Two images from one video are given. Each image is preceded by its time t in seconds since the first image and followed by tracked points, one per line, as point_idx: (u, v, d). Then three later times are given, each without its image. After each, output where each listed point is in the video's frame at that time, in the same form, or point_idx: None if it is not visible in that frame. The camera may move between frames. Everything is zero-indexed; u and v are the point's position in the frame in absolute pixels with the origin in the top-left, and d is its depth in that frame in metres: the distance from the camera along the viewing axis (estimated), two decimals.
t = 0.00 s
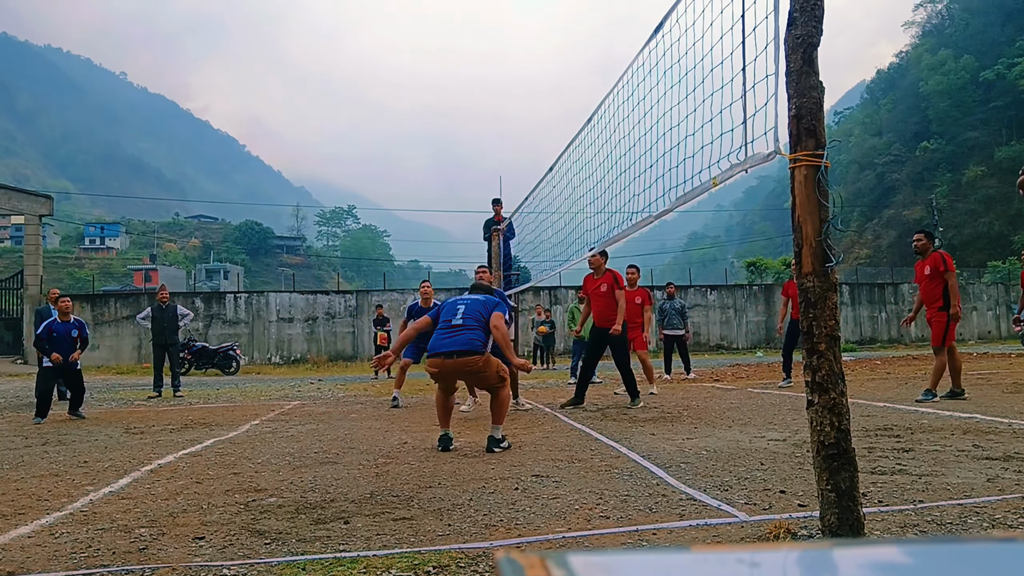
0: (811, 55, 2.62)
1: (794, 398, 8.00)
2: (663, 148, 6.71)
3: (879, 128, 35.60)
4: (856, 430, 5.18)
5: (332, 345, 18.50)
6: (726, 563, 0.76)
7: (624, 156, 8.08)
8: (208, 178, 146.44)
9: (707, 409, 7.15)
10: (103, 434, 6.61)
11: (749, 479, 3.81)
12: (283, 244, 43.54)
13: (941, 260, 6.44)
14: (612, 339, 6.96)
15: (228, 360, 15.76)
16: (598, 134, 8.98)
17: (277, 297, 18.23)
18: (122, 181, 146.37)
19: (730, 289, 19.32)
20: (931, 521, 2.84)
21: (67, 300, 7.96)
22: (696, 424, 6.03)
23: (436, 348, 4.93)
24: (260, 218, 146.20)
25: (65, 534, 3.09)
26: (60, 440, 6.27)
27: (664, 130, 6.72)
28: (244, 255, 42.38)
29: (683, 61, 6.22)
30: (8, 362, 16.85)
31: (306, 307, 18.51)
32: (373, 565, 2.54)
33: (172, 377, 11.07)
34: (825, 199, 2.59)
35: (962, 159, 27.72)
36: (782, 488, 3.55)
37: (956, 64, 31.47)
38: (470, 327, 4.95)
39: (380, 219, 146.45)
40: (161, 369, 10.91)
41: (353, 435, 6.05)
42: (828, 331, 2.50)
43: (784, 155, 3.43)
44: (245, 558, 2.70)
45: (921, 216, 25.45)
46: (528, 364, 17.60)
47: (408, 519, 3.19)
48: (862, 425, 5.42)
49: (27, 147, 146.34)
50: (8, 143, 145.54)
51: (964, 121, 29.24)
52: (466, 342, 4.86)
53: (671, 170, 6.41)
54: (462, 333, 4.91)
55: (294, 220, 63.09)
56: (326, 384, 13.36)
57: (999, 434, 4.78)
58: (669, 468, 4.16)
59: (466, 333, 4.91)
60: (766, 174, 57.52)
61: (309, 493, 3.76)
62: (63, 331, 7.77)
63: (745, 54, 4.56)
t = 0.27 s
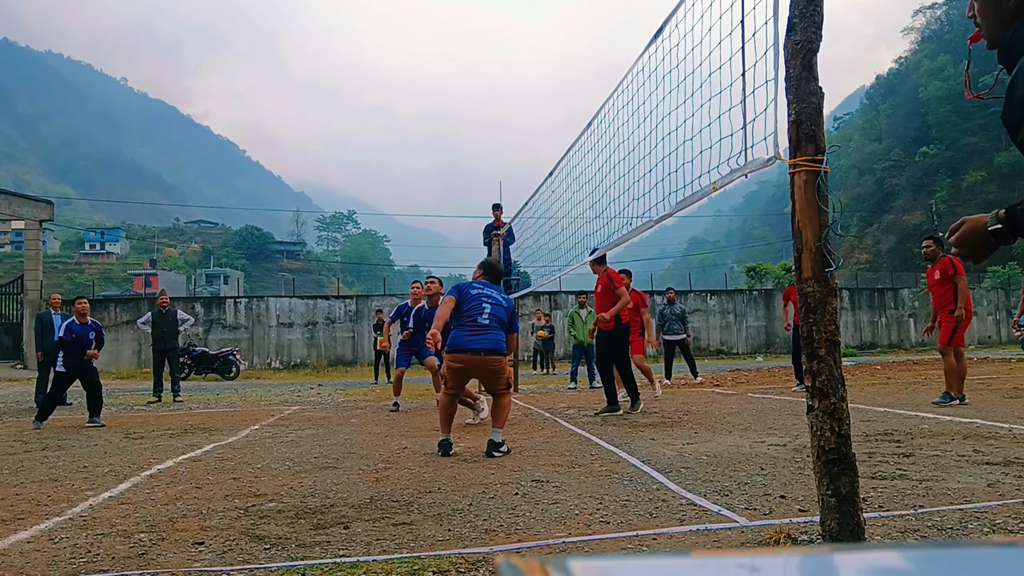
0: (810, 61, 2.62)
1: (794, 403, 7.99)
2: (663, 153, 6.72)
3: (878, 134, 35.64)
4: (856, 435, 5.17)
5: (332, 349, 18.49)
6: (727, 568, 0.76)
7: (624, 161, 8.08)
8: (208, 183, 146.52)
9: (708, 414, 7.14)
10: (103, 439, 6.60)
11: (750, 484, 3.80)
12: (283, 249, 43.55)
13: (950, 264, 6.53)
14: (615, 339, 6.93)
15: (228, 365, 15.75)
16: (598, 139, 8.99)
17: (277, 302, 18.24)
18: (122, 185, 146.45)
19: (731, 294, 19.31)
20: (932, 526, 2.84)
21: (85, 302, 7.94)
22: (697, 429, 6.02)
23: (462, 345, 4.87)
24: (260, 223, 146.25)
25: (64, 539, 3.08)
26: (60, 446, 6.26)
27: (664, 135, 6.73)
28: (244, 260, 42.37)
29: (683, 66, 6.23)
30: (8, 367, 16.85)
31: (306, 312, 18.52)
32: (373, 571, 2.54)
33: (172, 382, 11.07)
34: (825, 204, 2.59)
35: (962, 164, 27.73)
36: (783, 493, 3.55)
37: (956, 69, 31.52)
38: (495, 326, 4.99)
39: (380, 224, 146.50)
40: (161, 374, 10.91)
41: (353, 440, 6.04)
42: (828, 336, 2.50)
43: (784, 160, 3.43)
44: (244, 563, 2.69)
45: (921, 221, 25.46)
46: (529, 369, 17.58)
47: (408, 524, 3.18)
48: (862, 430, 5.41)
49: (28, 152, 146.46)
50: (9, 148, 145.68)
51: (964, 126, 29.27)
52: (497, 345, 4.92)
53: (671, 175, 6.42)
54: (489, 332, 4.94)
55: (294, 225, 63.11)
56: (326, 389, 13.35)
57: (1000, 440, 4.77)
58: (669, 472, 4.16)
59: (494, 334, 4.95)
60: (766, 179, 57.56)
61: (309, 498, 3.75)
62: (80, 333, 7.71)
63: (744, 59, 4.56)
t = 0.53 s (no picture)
0: (810, 58, 2.62)
1: (794, 399, 7.99)
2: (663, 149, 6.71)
3: (879, 131, 35.61)
4: (856, 433, 5.16)
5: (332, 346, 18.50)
6: (726, 565, 0.76)
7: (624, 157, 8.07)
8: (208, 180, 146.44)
9: (707, 411, 7.14)
10: (103, 436, 6.61)
11: (750, 480, 3.80)
12: (283, 245, 43.58)
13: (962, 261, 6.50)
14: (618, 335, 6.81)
15: (228, 362, 15.75)
16: (598, 135, 8.98)
17: (277, 299, 18.23)
18: (122, 183, 146.39)
19: (731, 291, 19.31)
20: (932, 523, 2.84)
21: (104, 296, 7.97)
22: (697, 426, 6.02)
23: (495, 304, 4.71)
24: (260, 220, 146.21)
25: (64, 536, 3.09)
26: (61, 442, 6.27)
27: (664, 132, 6.72)
28: (244, 258, 42.37)
29: (683, 62, 6.22)
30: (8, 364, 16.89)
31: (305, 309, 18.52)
32: (373, 567, 2.54)
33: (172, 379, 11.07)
34: (826, 201, 2.58)
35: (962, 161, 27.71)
36: (783, 490, 3.55)
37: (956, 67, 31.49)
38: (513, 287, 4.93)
39: (380, 222, 146.47)
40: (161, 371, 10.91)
41: (352, 436, 6.04)
42: (828, 332, 2.50)
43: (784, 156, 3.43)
44: (245, 560, 2.70)
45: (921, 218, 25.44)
46: (528, 366, 17.59)
47: (408, 521, 3.19)
48: (862, 427, 5.41)
49: (27, 149, 146.36)
50: (8, 145, 145.57)
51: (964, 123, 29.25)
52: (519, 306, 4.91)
53: (671, 172, 6.41)
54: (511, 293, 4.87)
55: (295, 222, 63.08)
56: (326, 386, 13.36)
57: (999, 436, 4.78)
58: (669, 469, 4.16)
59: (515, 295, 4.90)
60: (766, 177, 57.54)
61: (309, 494, 3.75)
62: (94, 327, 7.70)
63: (745, 56, 4.56)
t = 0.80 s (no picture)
0: (811, 59, 2.62)
1: (794, 401, 7.99)
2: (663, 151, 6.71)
3: (879, 132, 35.62)
4: (856, 435, 5.16)
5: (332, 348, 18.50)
6: (726, 567, 0.75)
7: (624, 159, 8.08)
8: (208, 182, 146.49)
9: (707, 413, 7.14)
10: (103, 438, 6.60)
11: (750, 482, 3.80)
12: (283, 247, 43.60)
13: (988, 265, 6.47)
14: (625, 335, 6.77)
15: (228, 363, 15.74)
16: (598, 137, 8.99)
17: (276, 300, 18.21)
18: (122, 184, 146.41)
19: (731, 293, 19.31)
20: (932, 526, 2.84)
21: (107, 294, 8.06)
22: (697, 428, 6.02)
23: (519, 312, 4.74)
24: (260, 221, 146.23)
25: (64, 538, 3.08)
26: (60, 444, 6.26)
27: (664, 133, 6.72)
28: (245, 259, 42.38)
29: (683, 64, 6.23)
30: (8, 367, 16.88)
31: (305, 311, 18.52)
32: (373, 569, 2.54)
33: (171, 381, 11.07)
34: (825, 203, 2.58)
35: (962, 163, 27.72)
36: (783, 492, 3.55)
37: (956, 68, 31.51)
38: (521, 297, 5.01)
39: (380, 223, 146.50)
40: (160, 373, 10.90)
41: (352, 439, 6.03)
42: (828, 334, 2.50)
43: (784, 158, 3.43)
44: (244, 562, 2.69)
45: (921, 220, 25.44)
46: (528, 368, 17.59)
47: (408, 523, 3.18)
48: (862, 428, 5.41)
49: (28, 151, 146.41)
50: (9, 147, 145.60)
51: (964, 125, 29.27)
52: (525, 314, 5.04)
53: (671, 173, 6.41)
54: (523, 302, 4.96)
55: (295, 224, 63.11)
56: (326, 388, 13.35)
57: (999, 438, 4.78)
58: (669, 471, 4.16)
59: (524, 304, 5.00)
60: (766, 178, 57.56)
61: (309, 497, 3.75)
62: (99, 324, 7.76)
63: (745, 58, 4.56)
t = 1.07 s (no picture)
0: (810, 64, 2.63)
1: (794, 405, 7.99)
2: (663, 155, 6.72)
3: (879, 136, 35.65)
4: (856, 438, 5.16)
5: (332, 352, 18.50)
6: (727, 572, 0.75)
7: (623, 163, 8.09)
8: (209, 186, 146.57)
9: (707, 417, 7.13)
10: (102, 442, 6.60)
11: (750, 486, 3.80)
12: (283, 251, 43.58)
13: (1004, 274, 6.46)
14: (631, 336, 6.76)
15: (228, 367, 15.72)
16: (598, 142, 9.02)
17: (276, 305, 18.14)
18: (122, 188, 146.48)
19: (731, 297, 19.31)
20: (933, 530, 2.83)
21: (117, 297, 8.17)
22: (697, 432, 6.02)
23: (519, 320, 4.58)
24: (260, 225, 146.27)
25: (64, 542, 3.08)
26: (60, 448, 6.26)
27: (664, 138, 6.74)
28: (245, 263, 42.43)
29: (683, 69, 6.25)
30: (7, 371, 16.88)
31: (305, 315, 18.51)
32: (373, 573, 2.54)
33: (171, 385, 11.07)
34: (825, 207, 2.58)
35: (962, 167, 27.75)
36: (783, 496, 3.54)
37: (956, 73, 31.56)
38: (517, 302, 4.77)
39: (381, 227, 146.52)
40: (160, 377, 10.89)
41: (352, 443, 6.03)
42: (828, 338, 2.50)
43: (784, 162, 3.44)
44: (244, 566, 2.69)
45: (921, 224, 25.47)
46: (528, 372, 17.59)
47: (408, 527, 3.18)
48: (862, 432, 5.41)
49: (28, 155, 146.48)
50: (9, 151, 145.70)
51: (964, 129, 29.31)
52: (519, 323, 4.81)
53: (671, 177, 6.42)
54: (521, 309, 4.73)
55: (295, 228, 63.09)
56: (326, 392, 13.34)
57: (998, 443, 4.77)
58: (669, 475, 4.16)
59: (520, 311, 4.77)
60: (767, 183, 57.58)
61: (308, 501, 3.75)
62: (110, 327, 7.85)
63: (745, 62, 4.57)
